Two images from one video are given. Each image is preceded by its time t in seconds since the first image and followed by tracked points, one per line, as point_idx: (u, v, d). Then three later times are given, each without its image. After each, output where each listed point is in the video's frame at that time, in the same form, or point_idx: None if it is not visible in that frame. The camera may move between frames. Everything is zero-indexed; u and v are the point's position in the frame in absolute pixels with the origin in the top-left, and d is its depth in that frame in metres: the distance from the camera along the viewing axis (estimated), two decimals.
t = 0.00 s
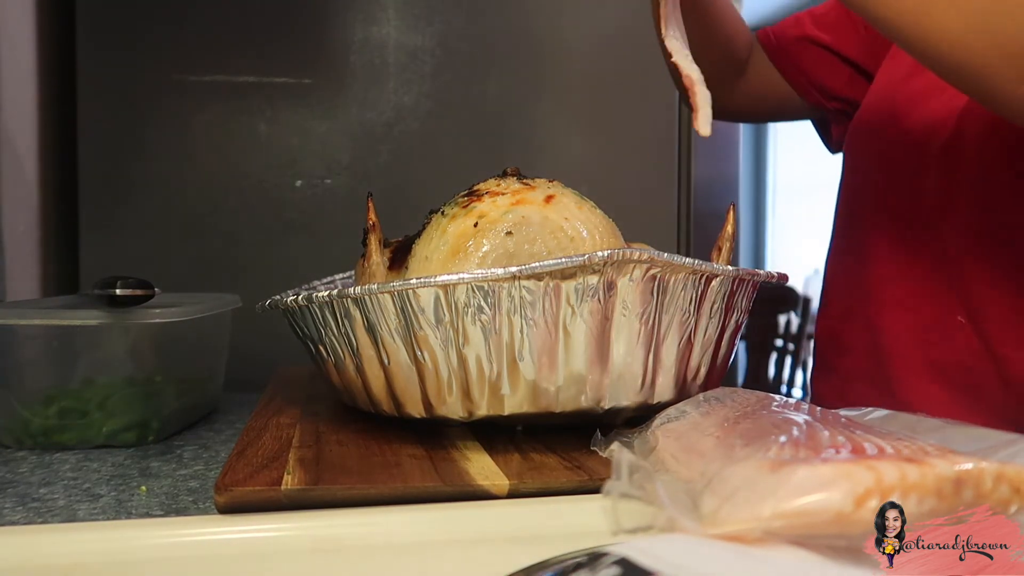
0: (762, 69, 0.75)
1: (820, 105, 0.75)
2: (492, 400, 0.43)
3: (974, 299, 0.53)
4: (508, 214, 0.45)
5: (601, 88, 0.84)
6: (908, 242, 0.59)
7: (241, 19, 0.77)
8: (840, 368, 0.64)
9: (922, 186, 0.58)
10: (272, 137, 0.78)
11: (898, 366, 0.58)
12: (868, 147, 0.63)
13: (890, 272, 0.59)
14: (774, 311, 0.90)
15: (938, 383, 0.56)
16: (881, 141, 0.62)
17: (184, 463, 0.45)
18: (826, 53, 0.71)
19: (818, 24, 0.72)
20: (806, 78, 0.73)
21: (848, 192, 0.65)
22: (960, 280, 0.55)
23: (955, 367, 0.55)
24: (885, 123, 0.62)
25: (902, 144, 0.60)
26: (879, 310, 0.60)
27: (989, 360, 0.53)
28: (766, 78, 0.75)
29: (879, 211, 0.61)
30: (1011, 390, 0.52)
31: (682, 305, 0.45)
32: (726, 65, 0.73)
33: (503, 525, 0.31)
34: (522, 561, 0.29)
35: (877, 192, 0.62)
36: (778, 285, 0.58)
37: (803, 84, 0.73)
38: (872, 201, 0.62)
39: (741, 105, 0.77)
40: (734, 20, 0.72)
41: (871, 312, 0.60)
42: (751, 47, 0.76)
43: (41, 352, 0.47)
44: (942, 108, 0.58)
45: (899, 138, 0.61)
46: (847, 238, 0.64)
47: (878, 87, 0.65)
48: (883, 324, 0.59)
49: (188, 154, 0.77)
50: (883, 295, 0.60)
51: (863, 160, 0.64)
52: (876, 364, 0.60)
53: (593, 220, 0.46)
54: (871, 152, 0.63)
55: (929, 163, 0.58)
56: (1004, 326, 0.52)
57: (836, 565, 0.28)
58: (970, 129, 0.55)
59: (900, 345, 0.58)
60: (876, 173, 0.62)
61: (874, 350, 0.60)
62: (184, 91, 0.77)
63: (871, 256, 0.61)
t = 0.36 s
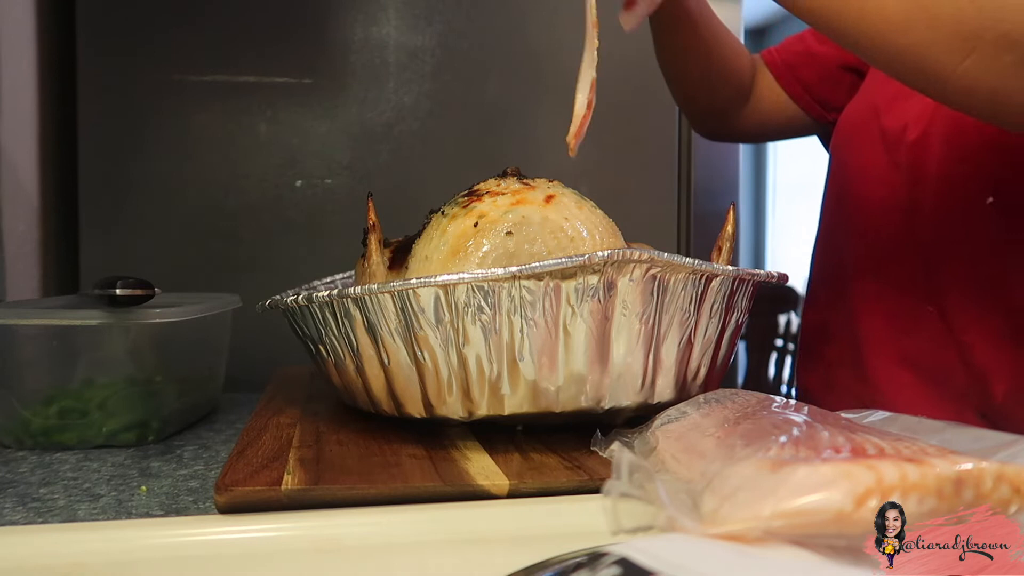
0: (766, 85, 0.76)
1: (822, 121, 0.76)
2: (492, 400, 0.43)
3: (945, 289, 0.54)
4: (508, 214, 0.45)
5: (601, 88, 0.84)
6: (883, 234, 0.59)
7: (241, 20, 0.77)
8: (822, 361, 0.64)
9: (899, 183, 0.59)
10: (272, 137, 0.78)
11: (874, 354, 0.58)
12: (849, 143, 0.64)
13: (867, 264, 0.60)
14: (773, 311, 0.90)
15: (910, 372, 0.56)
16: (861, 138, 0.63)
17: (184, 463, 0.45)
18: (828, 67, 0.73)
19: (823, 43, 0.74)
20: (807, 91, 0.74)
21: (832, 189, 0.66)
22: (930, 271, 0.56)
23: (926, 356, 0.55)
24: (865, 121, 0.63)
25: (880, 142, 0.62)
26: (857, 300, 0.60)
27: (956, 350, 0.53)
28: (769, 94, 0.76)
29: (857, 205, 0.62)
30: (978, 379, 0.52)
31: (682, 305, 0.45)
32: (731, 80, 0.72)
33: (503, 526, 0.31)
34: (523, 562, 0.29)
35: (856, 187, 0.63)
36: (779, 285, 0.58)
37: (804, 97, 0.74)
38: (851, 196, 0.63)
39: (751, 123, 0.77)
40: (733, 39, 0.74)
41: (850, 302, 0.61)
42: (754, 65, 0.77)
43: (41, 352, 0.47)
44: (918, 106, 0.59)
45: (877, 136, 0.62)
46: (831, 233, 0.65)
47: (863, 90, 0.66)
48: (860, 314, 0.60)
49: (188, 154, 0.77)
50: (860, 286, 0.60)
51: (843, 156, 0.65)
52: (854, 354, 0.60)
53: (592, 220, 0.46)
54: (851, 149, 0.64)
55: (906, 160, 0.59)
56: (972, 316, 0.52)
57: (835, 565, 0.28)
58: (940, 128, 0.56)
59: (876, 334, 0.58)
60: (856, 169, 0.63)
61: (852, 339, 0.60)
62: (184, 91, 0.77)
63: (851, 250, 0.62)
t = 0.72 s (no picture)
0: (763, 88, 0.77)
1: (818, 121, 0.76)
2: (492, 400, 0.43)
3: (937, 284, 0.54)
4: (508, 214, 0.45)
5: (601, 88, 0.84)
6: (876, 228, 0.59)
7: (240, 19, 0.77)
8: (810, 354, 0.63)
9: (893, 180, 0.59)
10: (272, 137, 0.78)
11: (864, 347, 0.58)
12: (842, 139, 0.64)
13: (859, 257, 0.60)
14: (775, 311, 0.90)
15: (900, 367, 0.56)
16: (856, 136, 0.63)
17: (184, 463, 0.45)
18: (823, 66, 0.73)
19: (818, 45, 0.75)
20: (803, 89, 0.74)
21: (823, 184, 0.66)
22: (922, 266, 0.56)
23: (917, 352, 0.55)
24: (859, 117, 0.64)
25: (874, 138, 0.62)
26: (849, 293, 0.60)
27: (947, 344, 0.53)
28: (767, 95, 0.76)
29: (850, 200, 0.62)
30: (968, 374, 0.52)
31: (682, 305, 0.45)
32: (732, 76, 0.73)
33: (504, 526, 0.31)
34: (523, 562, 0.29)
35: (848, 182, 0.63)
36: (778, 284, 0.58)
37: (799, 96, 0.74)
38: (844, 190, 0.63)
39: (748, 128, 0.77)
40: (730, 41, 0.74)
41: (842, 296, 0.60)
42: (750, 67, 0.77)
43: (41, 352, 0.47)
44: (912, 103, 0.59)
45: (871, 132, 0.62)
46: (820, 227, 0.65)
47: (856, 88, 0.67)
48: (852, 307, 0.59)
49: (188, 154, 0.77)
50: (852, 279, 0.60)
51: (835, 151, 0.65)
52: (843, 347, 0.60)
53: (592, 220, 0.46)
54: (845, 144, 0.64)
55: (900, 157, 0.59)
56: (964, 311, 0.53)
57: (835, 565, 0.28)
58: (934, 124, 0.57)
59: (866, 328, 0.58)
60: (849, 165, 0.63)
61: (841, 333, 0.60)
62: (184, 91, 0.77)
63: (842, 244, 0.61)
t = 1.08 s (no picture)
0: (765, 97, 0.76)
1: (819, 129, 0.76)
2: (492, 400, 0.43)
3: (936, 283, 0.54)
4: (508, 214, 0.45)
5: (601, 88, 0.84)
6: (875, 227, 0.59)
7: (240, 20, 0.77)
8: (808, 352, 0.63)
9: (892, 179, 0.59)
10: (272, 137, 0.78)
11: (862, 344, 0.58)
12: (842, 137, 0.64)
13: (858, 256, 0.60)
14: (775, 311, 0.90)
15: (898, 365, 0.56)
16: (855, 135, 0.63)
17: (184, 463, 0.45)
18: (824, 76, 0.73)
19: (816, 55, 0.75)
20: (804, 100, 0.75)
21: (822, 182, 0.66)
22: (921, 265, 0.56)
23: (914, 350, 0.55)
24: (859, 115, 0.64)
25: (872, 137, 0.62)
26: (847, 291, 0.60)
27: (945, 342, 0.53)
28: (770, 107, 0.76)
29: (849, 198, 0.62)
30: (966, 372, 0.52)
31: (682, 305, 0.45)
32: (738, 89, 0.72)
33: (504, 525, 0.31)
34: (523, 563, 0.29)
35: (848, 180, 0.63)
36: (778, 284, 0.58)
37: (799, 103, 0.75)
38: (843, 188, 0.63)
39: (751, 140, 0.77)
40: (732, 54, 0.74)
41: (841, 294, 0.60)
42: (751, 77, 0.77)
43: (42, 352, 0.47)
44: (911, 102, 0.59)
45: (870, 131, 0.62)
46: (820, 225, 0.65)
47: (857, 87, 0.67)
48: (850, 305, 0.59)
49: (188, 154, 0.77)
50: (851, 277, 0.60)
51: (835, 149, 0.65)
52: (842, 345, 0.60)
53: (592, 220, 0.46)
54: (845, 142, 0.64)
55: (899, 156, 0.59)
56: (962, 309, 0.53)
57: (835, 565, 0.28)
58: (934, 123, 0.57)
59: (865, 325, 0.58)
60: (848, 164, 0.63)
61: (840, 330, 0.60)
62: (184, 91, 0.77)
63: (841, 242, 0.61)
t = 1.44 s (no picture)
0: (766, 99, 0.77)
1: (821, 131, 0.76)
2: (492, 400, 0.43)
3: (936, 282, 0.54)
4: (508, 214, 0.45)
5: (601, 88, 0.84)
6: (875, 226, 0.59)
7: (240, 20, 0.77)
8: (809, 352, 0.63)
9: (893, 178, 0.59)
10: (272, 137, 0.78)
11: (863, 344, 0.58)
12: (843, 136, 0.64)
13: (859, 255, 0.60)
14: (775, 311, 0.90)
15: (898, 364, 0.56)
16: (856, 134, 0.63)
17: (184, 463, 0.45)
18: (827, 75, 0.73)
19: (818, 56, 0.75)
20: (808, 101, 0.74)
21: (823, 183, 0.66)
22: (921, 264, 0.56)
23: (915, 350, 0.55)
24: (860, 114, 0.64)
25: (873, 136, 0.62)
26: (848, 291, 0.60)
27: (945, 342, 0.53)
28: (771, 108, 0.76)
29: (849, 198, 0.62)
30: (966, 372, 0.52)
31: (682, 305, 0.45)
32: (739, 92, 0.72)
33: (505, 525, 0.31)
34: (523, 563, 0.29)
35: (849, 179, 0.63)
36: (778, 284, 0.57)
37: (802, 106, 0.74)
38: (844, 187, 0.63)
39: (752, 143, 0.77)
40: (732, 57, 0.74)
41: (841, 293, 0.60)
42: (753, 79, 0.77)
43: (42, 352, 0.47)
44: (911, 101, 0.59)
45: (871, 130, 0.62)
46: (821, 226, 0.65)
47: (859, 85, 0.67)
48: (850, 305, 0.59)
49: (188, 154, 0.77)
50: (851, 277, 0.60)
51: (836, 150, 0.65)
52: (842, 345, 0.60)
53: (592, 220, 0.46)
54: (846, 142, 0.64)
55: (900, 155, 0.59)
56: (962, 309, 0.53)
57: (835, 565, 0.28)
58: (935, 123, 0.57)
59: (865, 325, 0.58)
60: (849, 164, 0.63)
61: (841, 330, 0.60)
62: (184, 91, 0.77)
63: (842, 242, 0.62)
